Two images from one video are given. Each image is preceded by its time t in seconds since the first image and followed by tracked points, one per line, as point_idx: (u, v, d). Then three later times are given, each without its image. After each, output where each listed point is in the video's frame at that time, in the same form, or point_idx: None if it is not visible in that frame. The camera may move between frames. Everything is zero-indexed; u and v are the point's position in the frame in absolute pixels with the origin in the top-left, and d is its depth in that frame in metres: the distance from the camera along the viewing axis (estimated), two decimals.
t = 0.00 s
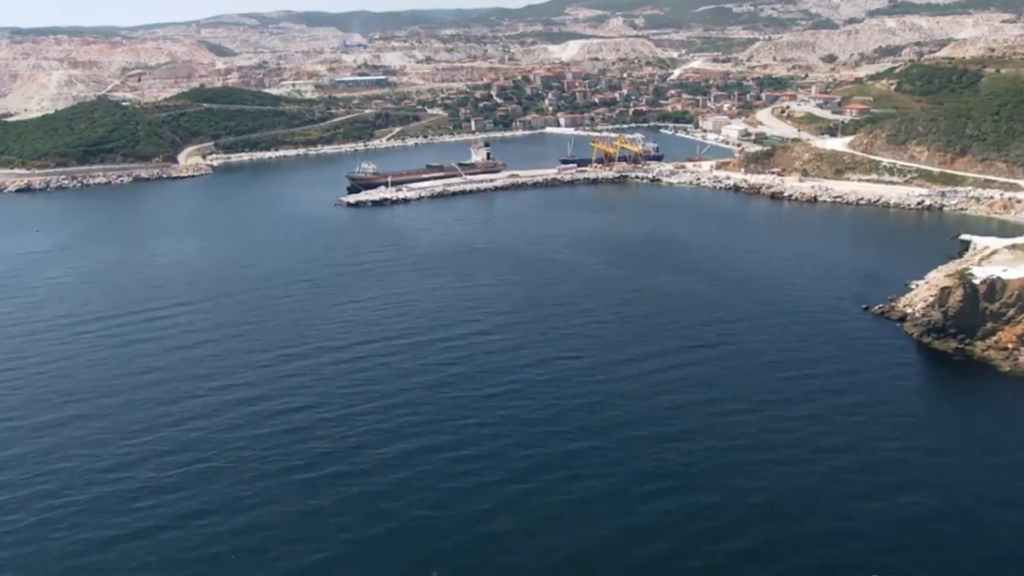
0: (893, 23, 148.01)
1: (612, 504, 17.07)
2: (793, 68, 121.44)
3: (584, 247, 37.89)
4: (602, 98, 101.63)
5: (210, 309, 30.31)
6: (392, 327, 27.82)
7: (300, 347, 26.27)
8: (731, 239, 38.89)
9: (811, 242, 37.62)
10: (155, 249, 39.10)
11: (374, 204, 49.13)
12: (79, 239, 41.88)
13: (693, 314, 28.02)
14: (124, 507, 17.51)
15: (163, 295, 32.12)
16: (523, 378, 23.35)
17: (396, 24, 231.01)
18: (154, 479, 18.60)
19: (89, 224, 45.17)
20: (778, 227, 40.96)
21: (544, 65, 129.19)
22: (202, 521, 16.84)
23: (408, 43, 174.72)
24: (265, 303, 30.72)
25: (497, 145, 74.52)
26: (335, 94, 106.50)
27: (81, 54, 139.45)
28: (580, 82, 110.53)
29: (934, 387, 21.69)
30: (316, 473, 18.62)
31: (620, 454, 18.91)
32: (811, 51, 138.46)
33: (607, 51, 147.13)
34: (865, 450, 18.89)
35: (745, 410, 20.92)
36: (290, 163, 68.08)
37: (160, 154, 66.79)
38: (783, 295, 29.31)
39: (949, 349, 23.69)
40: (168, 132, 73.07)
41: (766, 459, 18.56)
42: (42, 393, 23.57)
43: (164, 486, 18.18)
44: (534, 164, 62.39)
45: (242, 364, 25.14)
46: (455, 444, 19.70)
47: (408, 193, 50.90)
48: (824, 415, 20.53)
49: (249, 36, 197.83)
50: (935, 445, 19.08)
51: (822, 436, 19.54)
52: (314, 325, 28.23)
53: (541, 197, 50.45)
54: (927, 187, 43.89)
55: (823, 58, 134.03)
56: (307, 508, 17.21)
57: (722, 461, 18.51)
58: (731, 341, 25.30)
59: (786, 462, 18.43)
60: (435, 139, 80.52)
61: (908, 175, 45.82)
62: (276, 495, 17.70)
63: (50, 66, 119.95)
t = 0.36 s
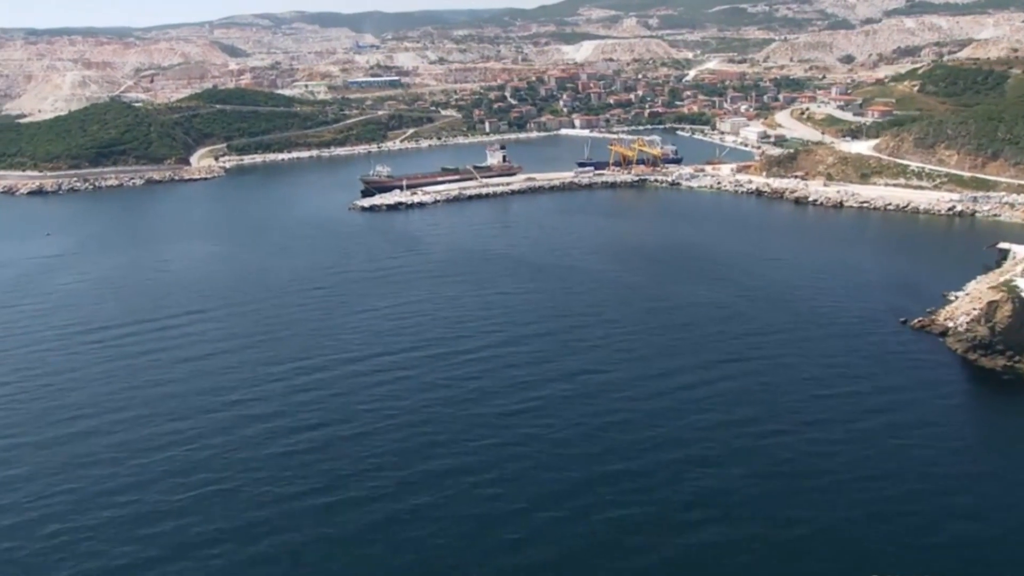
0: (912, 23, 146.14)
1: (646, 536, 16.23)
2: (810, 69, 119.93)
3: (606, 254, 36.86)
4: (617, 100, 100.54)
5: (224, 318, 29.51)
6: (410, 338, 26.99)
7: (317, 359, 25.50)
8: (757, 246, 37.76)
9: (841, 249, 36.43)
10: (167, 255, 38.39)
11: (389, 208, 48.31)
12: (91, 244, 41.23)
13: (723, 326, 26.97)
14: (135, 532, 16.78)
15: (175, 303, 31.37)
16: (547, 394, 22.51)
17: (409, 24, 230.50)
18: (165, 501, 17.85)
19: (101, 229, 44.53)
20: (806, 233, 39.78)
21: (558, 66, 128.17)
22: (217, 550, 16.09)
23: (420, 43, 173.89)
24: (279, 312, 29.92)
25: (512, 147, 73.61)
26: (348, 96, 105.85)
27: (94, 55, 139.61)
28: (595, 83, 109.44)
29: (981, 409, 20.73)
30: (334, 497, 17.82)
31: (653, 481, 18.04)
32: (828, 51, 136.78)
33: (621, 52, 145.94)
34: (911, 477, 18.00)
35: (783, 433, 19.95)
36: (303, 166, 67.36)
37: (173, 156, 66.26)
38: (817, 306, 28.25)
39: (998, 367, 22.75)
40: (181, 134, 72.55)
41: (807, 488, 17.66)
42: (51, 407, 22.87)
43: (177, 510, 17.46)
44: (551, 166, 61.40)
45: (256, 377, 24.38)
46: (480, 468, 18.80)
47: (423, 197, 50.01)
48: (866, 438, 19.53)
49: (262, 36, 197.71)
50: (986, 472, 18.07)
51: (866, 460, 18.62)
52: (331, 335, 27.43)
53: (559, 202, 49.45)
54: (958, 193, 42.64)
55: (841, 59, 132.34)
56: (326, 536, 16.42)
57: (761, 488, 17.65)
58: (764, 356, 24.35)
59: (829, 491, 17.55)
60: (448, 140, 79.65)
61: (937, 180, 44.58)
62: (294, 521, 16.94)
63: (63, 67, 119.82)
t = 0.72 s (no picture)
0: (936, 23, 143.88)
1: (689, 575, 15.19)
2: (832, 69, 118.03)
3: (632, 262, 35.72)
4: (636, 101, 99.28)
5: (240, 327, 28.67)
6: (431, 350, 26.00)
7: (335, 372, 24.58)
8: (788, 254, 36.46)
9: (877, 258, 35.10)
10: (182, 260, 37.62)
11: (408, 212, 47.35)
12: (105, 248, 40.54)
13: (760, 341, 25.76)
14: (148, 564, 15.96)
15: (191, 311, 30.56)
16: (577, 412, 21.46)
17: (425, 24, 229.92)
18: (178, 530, 16.98)
19: (115, 232, 43.86)
20: (838, 240, 38.44)
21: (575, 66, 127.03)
22: None
23: (436, 43, 173.15)
24: (297, 322, 29.03)
25: (531, 149, 72.55)
26: (364, 96, 105.17)
27: (112, 56, 139.94)
28: (613, 84, 108.26)
29: None
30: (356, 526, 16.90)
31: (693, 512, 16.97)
32: (850, 51, 134.85)
33: (639, 52, 144.51)
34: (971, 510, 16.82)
35: (829, 460, 18.80)
36: (320, 168, 66.59)
37: (189, 157, 65.69)
38: (858, 321, 26.98)
39: None
40: (197, 135, 72.00)
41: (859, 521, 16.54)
42: (62, 423, 22.07)
43: (191, 539, 16.58)
44: (572, 169, 60.28)
45: (273, 391, 23.47)
46: (509, 496, 17.79)
47: (441, 201, 49.00)
48: (920, 468, 18.36)
49: (278, 37, 197.71)
50: None
51: (921, 491, 17.46)
52: (351, 346, 26.49)
53: (580, 206, 48.31)
54: (996, 198, 41.21)
55: (863, 59, 130.39)
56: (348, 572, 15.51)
57: (810, 522, 16.53)
58: (805, 374, 23.17)
59: (882, 524, 16.42)
60: (466, 142, 78.72)
61: (974, 185, 43.14)
62: (313, 553, 16.02)
63: (81, 68, 119.90)
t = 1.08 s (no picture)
0: (961, 23, 141.64)
1: None
2: (854, 70, 116.24)
3: (658, 270, 34.75)
4: (655, 102, 98.15)
5: (256, 335, 27.99)
6: (451, 361, 25.20)
7: (353, 383, 23.83)
8: (818, 261, 35.33)
9: (911, 266, 33.93)
10: (197, 265, 36.99)
11: (425, 216, 46.58)
12: (120, 252, 40.00)
13: (793, 354, 24.77)
14: None
15: (206, 318, 29.90)
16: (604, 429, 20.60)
17: (442, 25, 229.35)
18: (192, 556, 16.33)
19: (131, 236, 43.36)
20: (869, 246, 37.26)
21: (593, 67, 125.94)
22: None
23: (452, 44, 172.45)
24: (314, 330, 28.30)
25: (549, 151, 71.65)
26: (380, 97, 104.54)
27: (130, 57, 140.20)
28: (631, 84, 107.15)
29: None
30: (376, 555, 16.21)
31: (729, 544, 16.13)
32: (872, 51, 132.96)
33: (657, 52, 143.14)
34: None
35: (873, 486, 17.87)
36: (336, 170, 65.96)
37: (204, 159, 65.28)
38: (896, 335, 25.92)
39: None
40: (213, 137, 71.61)
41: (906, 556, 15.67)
42: (73, 436, 21.43)
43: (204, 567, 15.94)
44: (591, 171, 59.35)
45: (289, 403, 22.74)
46: (536, 523, 16.98)
47: (459, 205, 48.17)
48: (971, 497, 17.40)
49: (295, 37, 197.73)
50: None
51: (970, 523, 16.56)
52: (368, 357, 25.71)
53: (601, 210, 47.32)
54: None
55: (885, 60, 128.49)
56: None
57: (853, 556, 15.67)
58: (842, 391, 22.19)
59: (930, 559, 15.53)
60: (483, 144, 77.93)
61: (1008, 190, 41.89)
62: None
63: (99, 69, 119.99)
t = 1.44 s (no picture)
0: (990, 23, 138.83)
1: None
2: (881, 70, 114.03)
3: (688, 278, 33.54)
4: (677, 103, 96.76)
5: (274, 344, 27.20)
6: (474, 374, 24.27)
7: (373, 397, 22.96)
8: (853, 269, 34.01)
9: (951, 275, 32.57)
10: (215, 270, 36.32)
11: (446, 220, 45.68)
12: (137, 256, 39.39)
13: (833, 370, 23.59)
14: None
15: (222, 325, 29.15)
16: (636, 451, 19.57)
17: (460, 25, 228.75)
18: None
19: (148, 239, 42.80)
20: (906, 254, 35.90)
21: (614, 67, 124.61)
22: None
23: (471, 44, 171.68)
24: (333, 339, 27.46)
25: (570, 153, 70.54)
26: (399, 98, 103.82)
27: (151, 57, 140.54)
28: (653, 85, 105.81)
29: None
30: None
31: None
32: (899, 51, 130.59)
33: (679, 53, 141.48)
34: None
35: (927, 519, 16.73)
36: (355, 171, 65.23)
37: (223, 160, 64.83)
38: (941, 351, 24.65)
39: None
40: (231, 138, 71.15)
41: None
42: (84, 452, 20.68)
43: None
44: (614, 174, 58.21)
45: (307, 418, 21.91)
46: (567, 556, 15.99)
47: (481, 209, 47.22)
48: None
49: (314, 37, 197.86)
50: None
51: None
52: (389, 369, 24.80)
53: (626, 215, 46.16)
54: None
55: (912, 60, 126.21)
56: None
57: None
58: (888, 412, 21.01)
59: None
60: (503, 146, 76.97)
61: None
62: None
63: (120, 70, 120.21)
